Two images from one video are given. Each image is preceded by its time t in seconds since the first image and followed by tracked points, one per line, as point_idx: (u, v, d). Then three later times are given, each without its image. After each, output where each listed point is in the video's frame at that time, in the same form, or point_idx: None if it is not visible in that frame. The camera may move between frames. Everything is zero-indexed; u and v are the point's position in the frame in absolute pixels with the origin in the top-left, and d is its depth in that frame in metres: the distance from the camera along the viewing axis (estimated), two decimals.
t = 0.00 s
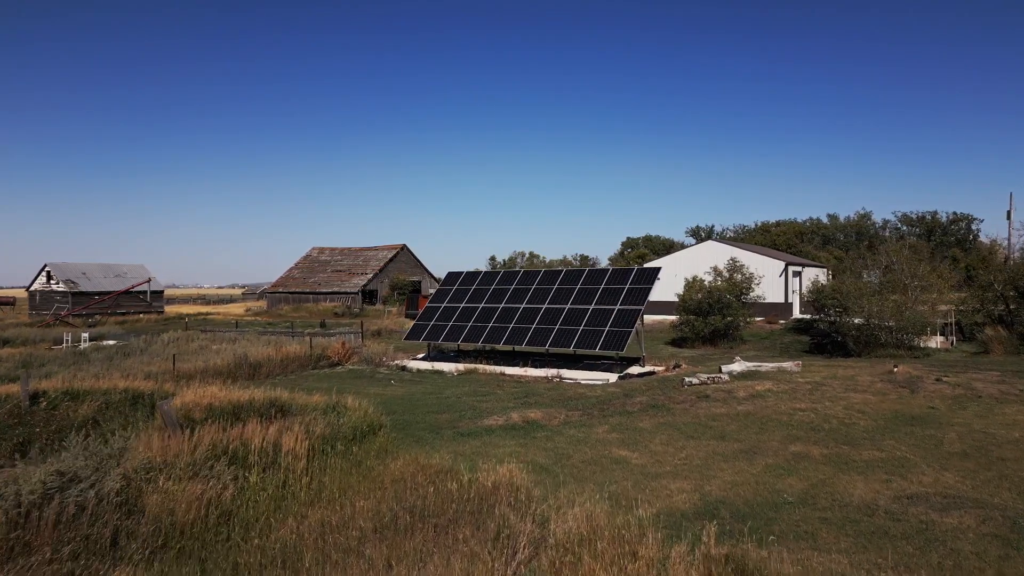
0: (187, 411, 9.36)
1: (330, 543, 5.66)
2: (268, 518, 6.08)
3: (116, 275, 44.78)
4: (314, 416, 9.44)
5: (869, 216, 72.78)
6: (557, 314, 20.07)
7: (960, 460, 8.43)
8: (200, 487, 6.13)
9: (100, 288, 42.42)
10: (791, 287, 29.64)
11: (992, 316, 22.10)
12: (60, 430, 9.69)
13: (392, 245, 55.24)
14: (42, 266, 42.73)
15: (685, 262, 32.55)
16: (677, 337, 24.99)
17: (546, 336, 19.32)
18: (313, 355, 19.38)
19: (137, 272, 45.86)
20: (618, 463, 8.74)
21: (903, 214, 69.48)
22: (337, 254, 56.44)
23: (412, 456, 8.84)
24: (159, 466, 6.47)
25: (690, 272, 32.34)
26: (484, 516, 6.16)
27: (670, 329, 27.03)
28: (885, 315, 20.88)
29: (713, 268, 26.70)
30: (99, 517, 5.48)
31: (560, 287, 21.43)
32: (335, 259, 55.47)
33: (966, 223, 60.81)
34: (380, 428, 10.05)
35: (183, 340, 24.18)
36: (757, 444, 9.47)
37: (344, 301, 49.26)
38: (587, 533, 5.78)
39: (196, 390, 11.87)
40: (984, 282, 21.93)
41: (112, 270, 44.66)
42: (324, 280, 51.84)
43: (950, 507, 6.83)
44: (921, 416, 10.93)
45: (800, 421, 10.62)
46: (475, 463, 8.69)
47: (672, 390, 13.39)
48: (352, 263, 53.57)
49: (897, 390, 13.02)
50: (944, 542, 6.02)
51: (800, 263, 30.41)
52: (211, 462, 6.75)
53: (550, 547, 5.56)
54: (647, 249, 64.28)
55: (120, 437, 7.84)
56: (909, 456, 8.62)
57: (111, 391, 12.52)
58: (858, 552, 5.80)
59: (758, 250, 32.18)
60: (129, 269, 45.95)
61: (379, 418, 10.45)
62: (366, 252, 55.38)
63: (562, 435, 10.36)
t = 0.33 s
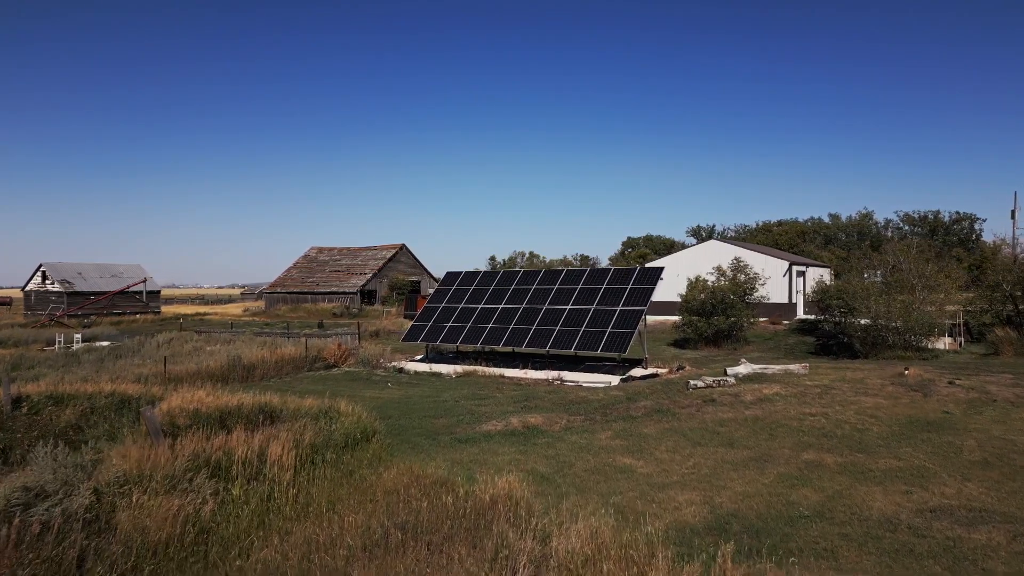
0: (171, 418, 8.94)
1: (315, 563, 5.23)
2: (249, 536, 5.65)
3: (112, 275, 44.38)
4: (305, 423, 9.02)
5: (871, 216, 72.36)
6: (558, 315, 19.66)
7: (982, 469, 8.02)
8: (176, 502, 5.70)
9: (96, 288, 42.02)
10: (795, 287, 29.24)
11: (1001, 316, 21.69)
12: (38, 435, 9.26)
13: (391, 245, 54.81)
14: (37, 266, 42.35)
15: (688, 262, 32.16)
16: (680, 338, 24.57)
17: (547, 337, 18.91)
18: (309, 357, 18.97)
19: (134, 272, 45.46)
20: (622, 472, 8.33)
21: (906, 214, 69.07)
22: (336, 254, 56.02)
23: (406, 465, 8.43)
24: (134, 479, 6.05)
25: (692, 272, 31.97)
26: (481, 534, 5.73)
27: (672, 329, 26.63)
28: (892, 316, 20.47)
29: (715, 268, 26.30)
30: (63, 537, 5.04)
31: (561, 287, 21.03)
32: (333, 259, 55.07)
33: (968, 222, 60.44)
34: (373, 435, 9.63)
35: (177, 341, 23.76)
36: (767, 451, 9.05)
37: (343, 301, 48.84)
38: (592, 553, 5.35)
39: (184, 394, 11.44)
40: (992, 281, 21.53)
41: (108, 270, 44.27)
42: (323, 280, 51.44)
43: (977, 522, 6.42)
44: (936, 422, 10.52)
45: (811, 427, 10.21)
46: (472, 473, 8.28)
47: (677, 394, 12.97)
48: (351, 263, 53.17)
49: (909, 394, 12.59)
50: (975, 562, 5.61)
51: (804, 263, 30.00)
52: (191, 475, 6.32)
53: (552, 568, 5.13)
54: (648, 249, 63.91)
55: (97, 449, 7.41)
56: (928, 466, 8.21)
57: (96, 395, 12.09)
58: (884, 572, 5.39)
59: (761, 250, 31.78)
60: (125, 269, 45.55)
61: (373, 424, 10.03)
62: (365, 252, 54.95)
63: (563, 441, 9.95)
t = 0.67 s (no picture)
0: (154, 425, 8.51)
1: None
2: (227, 558, 5.21)
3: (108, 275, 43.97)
4: (296, 431, 8.60)
5: (873, 215, 71.80)
6: (558, 316, 19.23)
7: (1008, 480, 7.60)
8: (148, 519, 5.27)
9: (92, 289, 41.61)
10: (799, 288, 28.82)
11: (1010, 317, 21.26)
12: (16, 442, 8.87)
13: (389, 245, 54.36)
14: (33, 266, 41.94)
15: (690, 262, 31.76)
16: (683, 339, 24.15)
17: (547, 338, 18.50)
18: (304, 359, 18.54)
19: (130, 272, 45.06)
20: (628, 483, 7.90)
21: (908, 213, 68.46)
22: (335, 254, 55.61)
23: (401, 475, 8.01)
24: (105, 496, 5.62)
25: (694, 272, 31.57)
26: (478, 555, 5.29)
27: (675, 330, 26.22)
28: (901, 317, 20.03)
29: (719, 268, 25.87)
30: (19, 561, 4.60)
31: (562, 287, 20.62)
32: (332, 258, 54.66)
33: (972, 222, 60.05)
34: (367, 442, 9.21)
35: (171, 342, 23.34)
36: (778, 460, 8.64)
37: (341, 302, 48.41)
38: None
39: (171, 399, 11.01)
40: (1003, 281, 21.08)
41: (104, 270, 43.87)
42: (321, 280, 51.02)
43: (1009, 540, 5.99)
44: (953, 428, 10.09)
45: (823, 434, 9.79)
46: (470, 484, 7.86)
47: (682, 398, 12.55)
48: (350, 263, 52.75)
49: (922, 398, 12.15)
50: None
51: (808, 263, 29.58)
52: (166, 489, 5.89)
53: None
54: (648, 249, 63.51)
55: (72, 461, 6.98)
56: (950, 476, 7.79)
57: (80, 399, 11.66)
58: None
59: (765, 250, 31.35)
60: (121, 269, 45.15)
61: (366, 431, 9.61)
62: (363, 251, 54.53)
63: (565, 449, 9.53)
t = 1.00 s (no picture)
0: (133, 432, 8.06)
1: None
2: None
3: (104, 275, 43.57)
4: (284, 440, 8.17)
5: (875, 215, 71.32)
6: (560, 317, 18.79)
7: None
8: (114, 541, 4.83)
9: (88, 289, 41.22)
10: (803, 288, 28.41)
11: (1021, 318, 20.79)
12: None
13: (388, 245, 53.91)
14: (28, 266, 41.58)
15: (693, 262, 31.35)
16: (685, 340, 23.72)
17: (547, 340, 18.06)
18: (298, 361, 18.10)
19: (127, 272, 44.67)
20: (633, 495, 7.46)
21: (911, 213, 68.07)
22: (333, 253, 55.20)
23: (393, 486, 7.57)
24: (71, 515, 5.19)
25: (697, 272, 31.18)
26: None
27: (678, 332, 25.81)
28: (910, 318, 19.57)
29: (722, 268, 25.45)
30: None
31: (562, 288, 20.19)
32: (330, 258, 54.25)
33: (974, 221, 59.66)
34: (360, 451, 8.78)
35: (165, 344, 22.92)
36: (792, 469, 8.20)
37: (339, 302, 47.98)
38: None
39: (157, 404, 10.58)
40: (1014, 281, 20.61)
41: (100, 270, 43.49)
42: (319, 280, 50.61)
43: None
44: (972, 434, 9.66)
45: (836, 441, 9.35)
46: (466, 497, 7.43)
47: (687, 402, 12.11)
48: (348, 263, 52.32)
49: (936, 402, 11.72)
50: None
51: (813, 263, 29.15)
52: (138, 507, 5.46)
53: None
54: (649, 249, 63.08)
55: (43, 474, 6.55)
56: (974, 488, 7.35)
57: (63, 403, 11.23)
58: None
59: (769, 250, 30.92)
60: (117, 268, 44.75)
61: (358, 438, 9.17)
62: (362, 251, 54.14)
63: (567, 457, 9.11)
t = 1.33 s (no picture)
0: (112, 440, 7.62)
1: None
2: None
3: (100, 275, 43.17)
4: (272, 449, 7.75)
5: (878, 214, 70.76)
6: (561, 318, 18.35)
7: None
8: (74, 566, 4.38)
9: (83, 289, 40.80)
10: (808, 288, 27.96)
11: None
12: None
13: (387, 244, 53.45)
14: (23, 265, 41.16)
15: (695, 261, 30.90)
16: (689, 342, 23.27)
17: (548, 342, 17.62)
18: (293, 363, 17.65)
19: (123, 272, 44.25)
20: (640, 508, 7.02)
21: (913, 213, 67.64)
22: (331, 253, 54.75)
23: (386, 498, 7.12)
24: (28, 538, 4.75)
25: (700, 271, 30.75)
26: None
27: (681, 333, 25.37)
28: (920, 318, 19.10)
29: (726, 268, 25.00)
30: None
31: (564, 288, 19.73)
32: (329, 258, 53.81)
33: (977, 222, 59.25)
34: (352, 460, 8.35)
35: (158, 345, 22.46)
36: (807, 480, 7.77)
37: (338, 302, 47.53)
38: None
39: (141, 409, 10.15)
40: None
41: (96, 270, 43.07)
42: (317, 280, 50.17)
43: None
44: (993, 442, 9.22)
45: (852, 449, 8.91)
46: (464, 510, 6.98)
47: (694, 406, 11.67)
48: (347, 263, 51.88)
49: (952, 407, 11.27)
50: None
51: (818, 263, 28.70)
52: (105, 527, 5.02)
53: None
54: (650, 249, 62.65)
55: (10, 489, 6.12)
56: (1003, 501, 6.92)
57: (45, 408, 10.78)
58: None
59: (773, 249, 30.48)
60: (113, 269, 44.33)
61: (350, 446, 8.74)
62: (361, 251, 53.69)
63: (569, 465, 8.68)
